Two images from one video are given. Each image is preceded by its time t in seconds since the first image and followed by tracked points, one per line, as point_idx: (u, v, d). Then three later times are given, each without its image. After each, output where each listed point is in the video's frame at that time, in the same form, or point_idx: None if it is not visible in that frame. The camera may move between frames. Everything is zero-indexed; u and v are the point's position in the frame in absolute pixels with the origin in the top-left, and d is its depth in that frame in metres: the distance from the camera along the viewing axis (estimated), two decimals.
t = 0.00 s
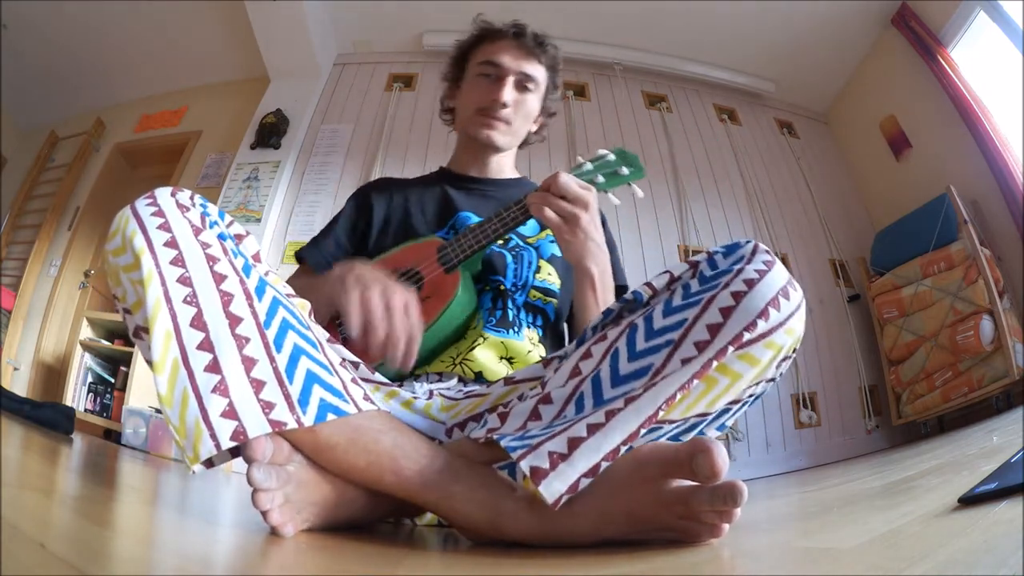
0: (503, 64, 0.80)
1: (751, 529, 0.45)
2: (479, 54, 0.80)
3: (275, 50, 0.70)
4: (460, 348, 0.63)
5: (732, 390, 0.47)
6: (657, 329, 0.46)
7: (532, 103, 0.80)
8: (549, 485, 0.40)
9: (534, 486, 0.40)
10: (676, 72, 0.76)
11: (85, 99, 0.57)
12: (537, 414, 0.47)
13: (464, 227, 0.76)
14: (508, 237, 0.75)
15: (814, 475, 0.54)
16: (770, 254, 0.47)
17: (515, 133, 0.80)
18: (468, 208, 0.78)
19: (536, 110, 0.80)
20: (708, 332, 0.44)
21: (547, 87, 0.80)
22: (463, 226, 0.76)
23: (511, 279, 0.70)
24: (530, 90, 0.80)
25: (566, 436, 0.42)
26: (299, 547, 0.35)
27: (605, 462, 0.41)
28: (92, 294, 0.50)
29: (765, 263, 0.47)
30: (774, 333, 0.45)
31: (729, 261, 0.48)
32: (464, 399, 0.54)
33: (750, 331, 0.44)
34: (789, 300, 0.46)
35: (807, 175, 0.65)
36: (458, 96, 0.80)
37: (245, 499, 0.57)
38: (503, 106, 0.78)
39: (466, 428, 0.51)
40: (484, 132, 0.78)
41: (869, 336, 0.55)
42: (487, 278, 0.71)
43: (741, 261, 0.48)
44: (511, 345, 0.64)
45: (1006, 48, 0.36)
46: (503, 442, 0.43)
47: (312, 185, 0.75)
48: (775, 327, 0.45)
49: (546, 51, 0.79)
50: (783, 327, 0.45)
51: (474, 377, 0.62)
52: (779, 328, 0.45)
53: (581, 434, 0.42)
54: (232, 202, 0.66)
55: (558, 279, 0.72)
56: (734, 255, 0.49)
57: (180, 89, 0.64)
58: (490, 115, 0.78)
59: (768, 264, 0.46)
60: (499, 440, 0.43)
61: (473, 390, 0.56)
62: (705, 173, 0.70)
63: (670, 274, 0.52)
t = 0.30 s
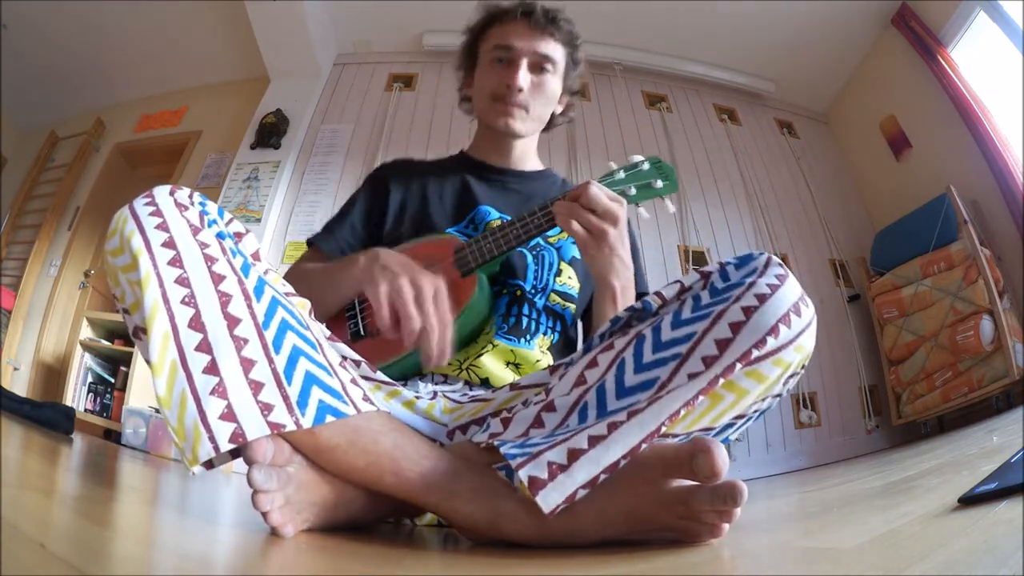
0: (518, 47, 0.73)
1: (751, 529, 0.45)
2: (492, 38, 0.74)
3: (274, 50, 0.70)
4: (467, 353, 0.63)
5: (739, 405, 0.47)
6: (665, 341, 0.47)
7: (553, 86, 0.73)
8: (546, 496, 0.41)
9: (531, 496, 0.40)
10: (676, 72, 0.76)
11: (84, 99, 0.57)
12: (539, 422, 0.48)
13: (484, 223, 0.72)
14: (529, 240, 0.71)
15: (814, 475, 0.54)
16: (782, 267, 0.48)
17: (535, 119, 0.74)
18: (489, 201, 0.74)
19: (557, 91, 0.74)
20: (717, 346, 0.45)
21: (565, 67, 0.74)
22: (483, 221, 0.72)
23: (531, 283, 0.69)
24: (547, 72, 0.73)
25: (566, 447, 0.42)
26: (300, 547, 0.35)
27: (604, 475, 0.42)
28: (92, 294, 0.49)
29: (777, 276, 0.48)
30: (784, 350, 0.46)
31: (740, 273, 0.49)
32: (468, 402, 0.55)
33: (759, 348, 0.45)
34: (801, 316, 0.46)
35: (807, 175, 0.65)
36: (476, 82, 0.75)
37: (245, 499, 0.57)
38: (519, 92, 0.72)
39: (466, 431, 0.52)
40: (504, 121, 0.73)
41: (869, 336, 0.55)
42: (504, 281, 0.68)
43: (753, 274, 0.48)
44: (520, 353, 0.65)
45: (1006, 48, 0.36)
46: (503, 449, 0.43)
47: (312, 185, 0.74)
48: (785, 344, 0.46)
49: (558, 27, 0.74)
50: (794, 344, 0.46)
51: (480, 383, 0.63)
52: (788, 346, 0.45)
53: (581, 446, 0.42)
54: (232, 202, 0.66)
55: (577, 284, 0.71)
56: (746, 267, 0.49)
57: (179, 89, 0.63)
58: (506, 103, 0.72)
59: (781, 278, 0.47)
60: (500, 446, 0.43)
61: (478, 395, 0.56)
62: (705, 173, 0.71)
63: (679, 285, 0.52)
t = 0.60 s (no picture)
0: (534, 10, 0.67)
1: (750, 530, 0.45)
2: None
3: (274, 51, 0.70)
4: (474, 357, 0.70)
5: (745, 425, 0.48)
6: (675, 355, 0.48)
7: (569, 58, 0.70)
8: (543, 511, 0.40)
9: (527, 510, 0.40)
10: (676, 72, 0.69)
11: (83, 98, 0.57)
12: (541, 428, 0.49)
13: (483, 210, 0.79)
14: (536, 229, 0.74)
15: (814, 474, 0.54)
16: (802, 284, 0.49)
17: (547, 95, 0.73)
18: (489, 182, 0.83)
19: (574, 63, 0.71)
20: (728, 365, 0.46)
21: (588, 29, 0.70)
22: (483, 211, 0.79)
23: (537, 287, 0.74)
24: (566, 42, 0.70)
25: (566, 461, 0.42)
26: (299, 548, 0.35)
27: (603, 492, 0.41)
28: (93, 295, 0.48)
29: (796, 292, 0.49)
30: (796, 372, 0.47)
31: (758, 286, 0.50)
32: (469, 408, 0.56)
33: (771, 371, 0.46)
34: (817, 336, 0.48)
35: (807, 176, 0.64)
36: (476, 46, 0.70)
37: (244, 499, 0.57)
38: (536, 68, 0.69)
39: (466, 435, 0.53)
40: (515, 99, 0.73)
41: (869, 337, 0.54)
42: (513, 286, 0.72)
43: (771, 288, 0.50)
44: (526, 362, 0.74)
45: (1006, 48, 0.37)
46: (502, 458, 0.42)
47: (313, 185, 0.71)
48: (798, 366, 0.47)
49: None
50: (807, 366, 0.47)
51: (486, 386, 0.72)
52: (802, 367, 0.47)
53: (581, 462, 0.42)
54: (232, 203, 0.64)
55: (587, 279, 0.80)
56: (765, 280, 0.51)
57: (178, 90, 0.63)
58: (519, 76, 0.70)
59: (799, 295, 0.48)
60: (499, 454, 0.43)
61: (480, 399, 0.57)
62: (706, 170, 0.69)
63: (694, 294, 0.53)
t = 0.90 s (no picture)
0: (515, 6, 0.72)
1: (750, 530, 0.45)
2: None
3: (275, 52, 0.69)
4: (462, 363, 0.68)
5: (746, 425, 0.48)
6: (674, 353, 0.48)
7: (556, 54, 0.74)
8: (540, 513, 0.40)
9: (525, 514, 0.40)
10: (676, 72, 0.73)
11: (82, 99, 0.57)
12: (539, 428, 0.49)
13: (471, 207, 0.76)
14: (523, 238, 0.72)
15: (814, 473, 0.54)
16: (804, 280, 0.49)
17: (532, 92, 0.76)
18: (477, 180, 0.79)
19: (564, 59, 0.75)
20: (728, 364, 0.46)
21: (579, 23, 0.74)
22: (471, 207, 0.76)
23: (524, 284, 0.73)
24: (553, 38, 0.73)
25: (564, 463, 0.42)
26: (299, 548, 0.35)
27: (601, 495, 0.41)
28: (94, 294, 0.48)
29: (798, 289, 0.49)
30: (798, 371, 0.47)
31: (760, 283, 0.50)
32: (467, 405, 0.56)
33: (771, 370, 0.46)
34: (819, 336, 0.47)
35: (807, 176, 0.63)
36: (460, 40, 0.74)
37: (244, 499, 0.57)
38: (517, 65, 0.73)
39: (466, 434, 0.52)
40: (497, 98, 0.76)
41: (869, 336, 0.55)
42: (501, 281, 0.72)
43: (772, 286, 0.49)
44: (520, 365, 0.69)
45: (1005, 48, 0.37)
46: (499, 460, 0.43)
47: (314, 186, 0.69)
48: (800, 365, 0.47)
49: None
50: (809, 364, 0.47)
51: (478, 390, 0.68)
52: (804, 366, 0.47)
53: (580, 465, 0.42)
54: (232, 203, 0.64)
55: (577, 279, 0.76)
56: (766, 276, 0.51)
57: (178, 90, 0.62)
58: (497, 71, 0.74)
59: (801, 292, 0.48)
60: (497, 456, 0.43)
61: (477, 395, 0.57)
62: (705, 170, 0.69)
63: (693, 291, 0.53)
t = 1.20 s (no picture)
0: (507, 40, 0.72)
1: (750, 529, 0.45)
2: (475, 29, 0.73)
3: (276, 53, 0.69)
4: (460, 353, 0.66)
5: (742, 416, 0.46)
6: (670, 347, 0.47)
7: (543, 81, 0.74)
8: (543, 504, 0.40)
9: (527, 504, 0.40)
10: (675, 72, 0.73)
11: (82, 99, 0.57)
12: (539, 426, 0.48)
13: (464, 216, 0.76)
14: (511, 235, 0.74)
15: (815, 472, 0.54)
16: (792, 274, 0.48)
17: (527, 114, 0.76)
18: (470, 196, 0.78)
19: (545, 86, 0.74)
20: (722, 356, 0.46)
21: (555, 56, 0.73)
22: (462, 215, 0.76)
23: (511, 280, 0.72)
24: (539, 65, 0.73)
25: (565, 455, 0.42)
26: (300, 548, 0.35)
27: (603, 485, 0.42)
28: (92, 295, 0.49)
29: (788, 284, 0.48)
30: (790, 361, 0.46)
31: (750, 278, 0.49)
32: (466, 400, 0.55)
33: (765, 359, 0.45)
34: (808, 327, 0.47)
35: (807, 175, 0.65)
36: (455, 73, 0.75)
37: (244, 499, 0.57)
38: (513, 91, 0.73)
39: (466, 430, 0.52)
40: (496, 119, 0.75)
41: (869, 336, 0.55)
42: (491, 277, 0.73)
43: (762, 280, 0.49)
44: (513, 351, 0.66)
45: (1005, 48, 0.36)
46: (501, 454, 0.42)
47: (312, 186, 0.72)
48: (792, 355, 0.46)
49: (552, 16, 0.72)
50: (800, 356, 0.47)
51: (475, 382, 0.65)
52: (795, 357, 0.46)
53: (581, 455, 0.42)
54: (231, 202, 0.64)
55: (562, 279, 0.73)
56: (756, 272, 0.50)
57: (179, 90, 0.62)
58: (496, 99, 0.74)
59: (790, 287, 0.48)
60: (498, 451, 0.43)
61: (476, 391, 0.57)
62: (705, 172, 0.69)
63: (687, 289, 0.52)
